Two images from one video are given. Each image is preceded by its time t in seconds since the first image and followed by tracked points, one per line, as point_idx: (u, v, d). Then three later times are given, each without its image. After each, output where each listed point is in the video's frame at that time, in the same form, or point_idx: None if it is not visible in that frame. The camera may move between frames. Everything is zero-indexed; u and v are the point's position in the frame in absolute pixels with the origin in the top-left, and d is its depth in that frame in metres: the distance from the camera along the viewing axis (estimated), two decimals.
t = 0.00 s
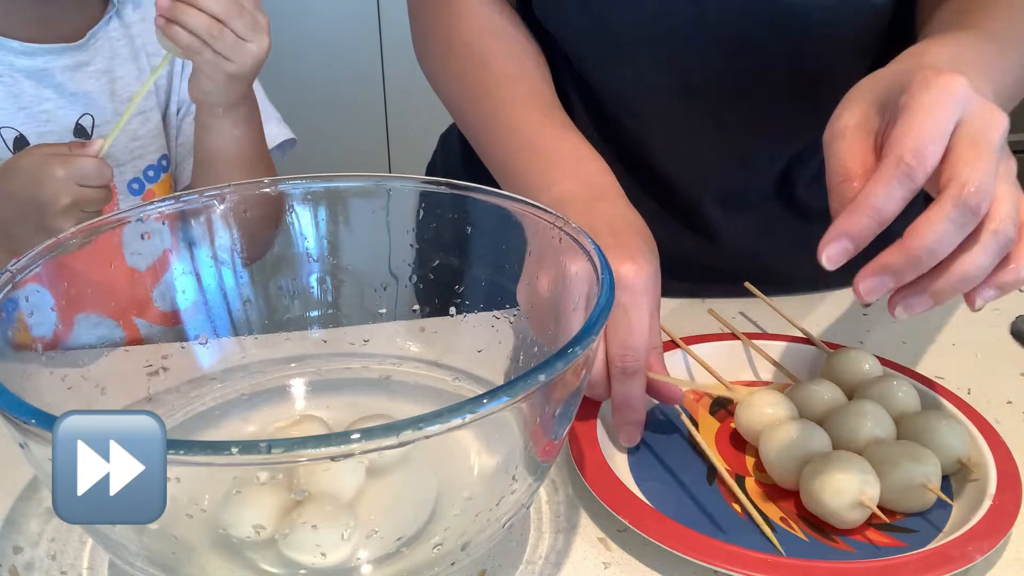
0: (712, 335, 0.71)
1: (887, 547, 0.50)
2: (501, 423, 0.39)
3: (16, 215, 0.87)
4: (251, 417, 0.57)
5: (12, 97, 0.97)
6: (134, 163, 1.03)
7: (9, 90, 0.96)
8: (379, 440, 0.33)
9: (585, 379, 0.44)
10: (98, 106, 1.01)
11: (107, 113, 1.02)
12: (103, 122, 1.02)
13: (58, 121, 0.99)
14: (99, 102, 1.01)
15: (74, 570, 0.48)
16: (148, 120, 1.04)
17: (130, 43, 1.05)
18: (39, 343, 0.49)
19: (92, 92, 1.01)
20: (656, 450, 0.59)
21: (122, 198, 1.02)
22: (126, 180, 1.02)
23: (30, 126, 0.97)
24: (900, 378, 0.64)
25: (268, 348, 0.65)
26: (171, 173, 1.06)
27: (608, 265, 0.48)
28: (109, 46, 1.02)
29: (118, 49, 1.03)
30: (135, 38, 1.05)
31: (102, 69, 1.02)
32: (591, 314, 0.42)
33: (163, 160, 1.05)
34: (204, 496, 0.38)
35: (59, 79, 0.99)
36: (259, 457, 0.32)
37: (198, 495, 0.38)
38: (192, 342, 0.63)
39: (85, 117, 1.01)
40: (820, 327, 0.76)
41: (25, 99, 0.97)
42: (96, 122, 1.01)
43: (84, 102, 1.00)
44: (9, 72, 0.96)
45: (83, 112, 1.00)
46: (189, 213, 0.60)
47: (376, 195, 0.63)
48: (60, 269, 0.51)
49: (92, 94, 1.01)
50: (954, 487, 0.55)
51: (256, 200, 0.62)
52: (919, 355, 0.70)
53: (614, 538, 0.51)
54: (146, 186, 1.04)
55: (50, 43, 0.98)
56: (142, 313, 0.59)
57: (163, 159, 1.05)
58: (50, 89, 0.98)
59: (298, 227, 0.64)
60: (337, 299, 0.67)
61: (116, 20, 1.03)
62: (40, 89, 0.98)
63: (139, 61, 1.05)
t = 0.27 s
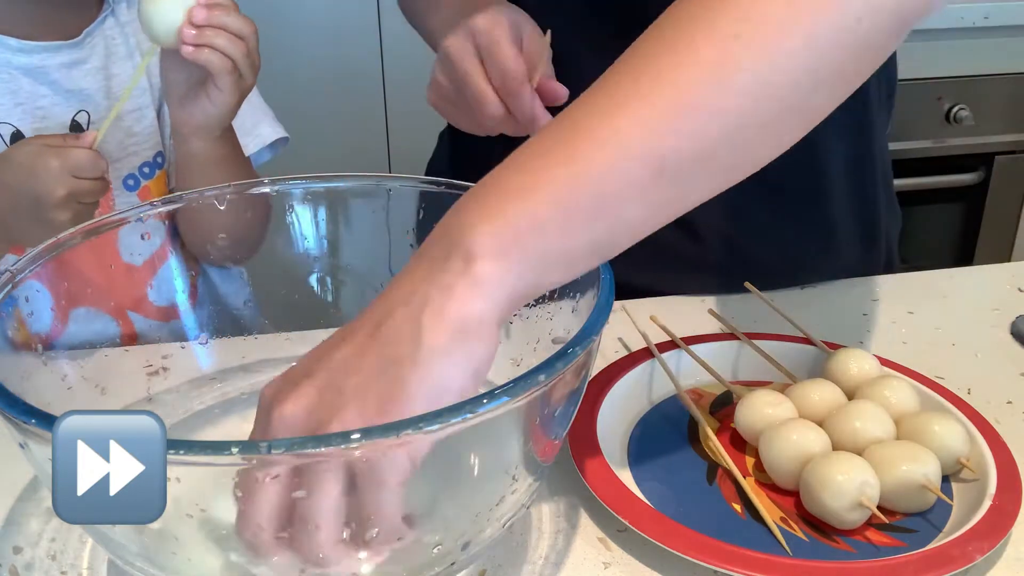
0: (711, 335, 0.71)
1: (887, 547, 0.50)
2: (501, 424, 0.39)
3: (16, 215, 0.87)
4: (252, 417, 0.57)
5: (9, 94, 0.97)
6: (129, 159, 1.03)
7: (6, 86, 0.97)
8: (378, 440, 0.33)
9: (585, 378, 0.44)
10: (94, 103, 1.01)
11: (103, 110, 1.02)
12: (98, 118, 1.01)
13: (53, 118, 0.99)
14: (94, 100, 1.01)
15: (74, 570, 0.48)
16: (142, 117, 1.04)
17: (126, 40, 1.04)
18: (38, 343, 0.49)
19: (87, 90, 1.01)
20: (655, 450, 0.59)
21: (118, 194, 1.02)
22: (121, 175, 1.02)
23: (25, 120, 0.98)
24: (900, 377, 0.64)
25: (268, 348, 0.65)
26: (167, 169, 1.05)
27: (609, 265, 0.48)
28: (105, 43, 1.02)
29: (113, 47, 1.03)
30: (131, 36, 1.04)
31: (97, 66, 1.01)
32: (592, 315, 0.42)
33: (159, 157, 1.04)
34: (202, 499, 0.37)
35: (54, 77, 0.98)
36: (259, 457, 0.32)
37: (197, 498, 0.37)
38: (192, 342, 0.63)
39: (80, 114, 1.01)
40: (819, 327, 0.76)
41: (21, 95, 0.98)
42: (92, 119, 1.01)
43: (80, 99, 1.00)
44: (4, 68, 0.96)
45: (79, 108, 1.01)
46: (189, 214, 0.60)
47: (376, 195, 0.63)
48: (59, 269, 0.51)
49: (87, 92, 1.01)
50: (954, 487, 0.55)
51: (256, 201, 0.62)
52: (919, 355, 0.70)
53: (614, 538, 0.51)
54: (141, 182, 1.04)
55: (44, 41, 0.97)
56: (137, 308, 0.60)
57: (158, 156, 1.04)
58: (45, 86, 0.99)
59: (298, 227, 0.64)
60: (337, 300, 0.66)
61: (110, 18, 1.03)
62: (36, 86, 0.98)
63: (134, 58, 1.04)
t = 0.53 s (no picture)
0: (710, 335, 0.71)
1: (887, 547, 0.50)
2: (502, 423, 0.39)
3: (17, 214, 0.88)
4: (251, 417, 0.57)
5: None
6: (122, 158, 1.04)
7: None
8: (377, 441, 0.33)
9: (586, 379, 0.44)
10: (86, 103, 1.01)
11: (93, 110, 1.02)
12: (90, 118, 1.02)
13: (45, 116, 0.99)
14: (85, 99, 1.01)
15: (74, 570, 0.48)
16: (135, 116, 1.04)
17: (117, 40, 1.04)
18: (37, 343, 0.49)
19: (76, 89, 1.01)
20: (655, 450, 0.59)
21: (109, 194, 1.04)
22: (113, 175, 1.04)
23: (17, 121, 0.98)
24: (900, 377, 0.64)
25: (268, 347, 0.65)
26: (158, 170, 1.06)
27: (609, 265, 0.48)
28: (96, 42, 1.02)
29: (105, 46, 1.03)
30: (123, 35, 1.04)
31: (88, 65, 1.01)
32: (591, 315, 0.42)
33: (151, 156, 1.06)
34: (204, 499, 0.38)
35: (45, 75, 0.99)
36: (259, 457, 0.32)
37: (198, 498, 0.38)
38: (192, 342, 0.63)
39: (72, 112, 1.01)
40: (819, 327, 0.76)
41: (11, 95, 0.97)
42: (83, 118, 1.01)
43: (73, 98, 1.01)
44: None
45: (71, 108, 1.01)
46: (187, 214, 0.60)
47: (376, 195, 0.63)
48: (58, 270, 0.51)
49: (78, 90, 1.01)
50: (954, 486, 0.55)
51: (256, 201, 0.62)
52: (919, 355, 0.70)
53: (614, 538, 0.51)
54: (134, 182, 1.05)
55: (32, 40, 0.98)
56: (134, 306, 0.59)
57: (151, 155, 1.05)
58: (36, 85, 0.99)
59: (299, 228, 0.64)
60: (337, 300, 0.67)
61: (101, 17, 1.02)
62: (25, 85, 0.98)
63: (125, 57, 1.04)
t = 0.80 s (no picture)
0: (710, 334, 0.71)
1: (887, 547, 0.50)
2: (502, 423, 0.39)
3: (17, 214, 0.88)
4: (252, 417, 0.57)
5: (3, 89, 0.97)
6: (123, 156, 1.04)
7: None
8: (378, 440, 0.33)
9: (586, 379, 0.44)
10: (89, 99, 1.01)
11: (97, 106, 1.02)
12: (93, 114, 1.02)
13: (49, 113, 0.99)
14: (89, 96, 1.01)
15: (74, 570, 0.48)
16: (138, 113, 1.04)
17: (120, 38, 1.03)
18: (37, 343, 0.49)
19: (81, 84, 1.01)
20: (655, 450, 0.59)
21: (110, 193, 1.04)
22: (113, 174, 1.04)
23: (21, 117, 0.98)
24: (900, 377, 0.64)
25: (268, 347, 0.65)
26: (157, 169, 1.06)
27: (609, 265, 0.48)
28: (99, 40, 1.02)
29: (108, 43, 1.03)
30: (126, 33, 1.04)
31: (92, 61, 1.02)
32: (591, 315, 0.42)
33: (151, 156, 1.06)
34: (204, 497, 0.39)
35: (49, 71, 0.99)
36: (259, 457, 0.32)
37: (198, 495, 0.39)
38: (193, 342, 0.62)
39: (76, 109, 1.01)
40: (819, 327, 0.76)
41: (15, 91, 0.97)
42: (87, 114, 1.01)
43: (76, 95, 1.01)
44: None
45: (76, 103, 1.00)
46: (188, 213, 0.60)
47: (376, 195, 0.63)
48: (58, 269, 0.51)
49: (82, 87, 1.01)
50: (954, 486, 0.55)
51: (256, 200, 0.62)
52: (919, 355, 0.70)
53: (614, 538, 0.51)
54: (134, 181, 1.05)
55: (38, 36, 0.98)
56: (136, 303, 0.59)
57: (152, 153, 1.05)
58: (40, 81, 0.99)
59: (299, 228, 0.64)
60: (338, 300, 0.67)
61: (105, 15, 1.03)
62: (30, 81, 0.98)
63: (128, 55, 1.04)
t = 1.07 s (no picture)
0: (710, 334, 0.71)
1: (887, 547, 0.50)
2: (502, 423, 0.39)
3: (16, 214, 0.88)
4: (251, 417, 0.57)
5: (3, 89, 0.97)
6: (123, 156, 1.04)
7: None
8: (378, 440, 0.33)
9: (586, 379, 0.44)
10: (89, 99, 1.01)
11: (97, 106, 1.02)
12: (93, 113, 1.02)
13: (49, 113, 0.99)
14: (89, 96, 1.01)
15: (74, 570, 0.48)
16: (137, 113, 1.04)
17: (120, 38, 1.03)
18: (37, 343, 0.49)
19: (81, 84, 1.01)
20: (655, 450, 0.59)
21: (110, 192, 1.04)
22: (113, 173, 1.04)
23: (21, 117, 0.98)
24: (900, 377, 0.64)
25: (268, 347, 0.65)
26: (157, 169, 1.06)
27: (609, 265, 0.48)
28: (99, 40, 1.02)
29: (108, 43, 1.03)
30: (126, 32, 1.04)
31: (92, 61, 1.02)
32: (591, 315, 0.42)
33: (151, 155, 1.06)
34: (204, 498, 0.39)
35: (49, 71, 0.99)
36: (259, 457, 0.32)
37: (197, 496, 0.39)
38: (193, 342, 0.62)
39: (76, 108, 1.01)
40: (819, 327, 0.76)
41: (15, 91, 0.97)
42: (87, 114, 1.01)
43: (76, 94, 1.01)
44: None
45: (76, 103, 1.00)
46: (188, 212, 0.60)
47: (376, 195, 0.63)
48: (59, 269, 0.51)
49: (82, 87, 1.01)
50: (954, 486, 0.55)
51: (256, 200, 0.62)
52: (918, 355, 0.70)
53: (614, 538, 0.51)
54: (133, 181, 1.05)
55: (38, 36, 0.98)
56: (136, 303, 0.59)
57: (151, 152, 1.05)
58: (41, 81, 0.99)
59: (299, 228, 0.64)
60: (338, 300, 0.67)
61: (105, 15, 1.03)
62: (30, 81, 0.98)
63: (128, 54, 1.04)
